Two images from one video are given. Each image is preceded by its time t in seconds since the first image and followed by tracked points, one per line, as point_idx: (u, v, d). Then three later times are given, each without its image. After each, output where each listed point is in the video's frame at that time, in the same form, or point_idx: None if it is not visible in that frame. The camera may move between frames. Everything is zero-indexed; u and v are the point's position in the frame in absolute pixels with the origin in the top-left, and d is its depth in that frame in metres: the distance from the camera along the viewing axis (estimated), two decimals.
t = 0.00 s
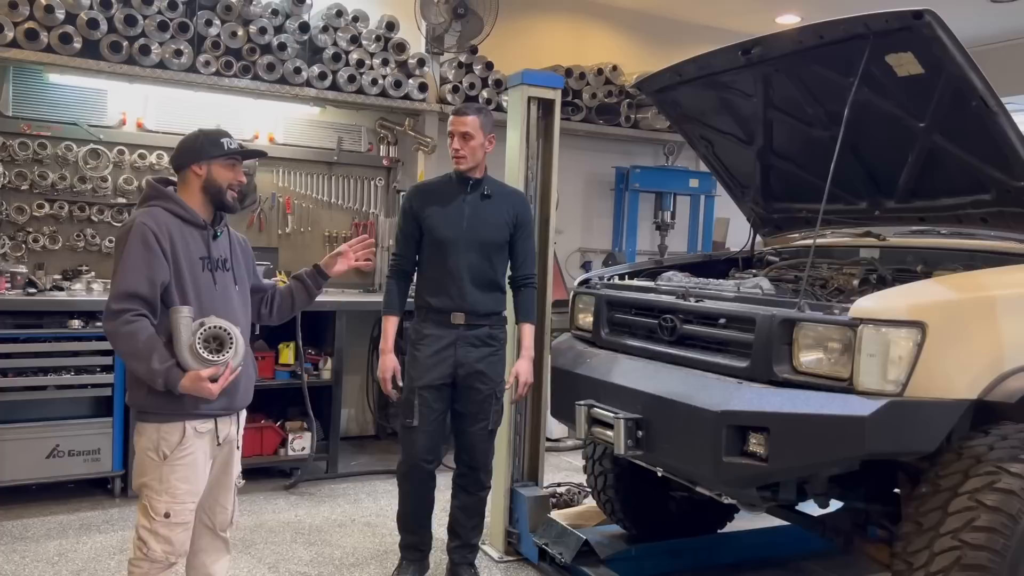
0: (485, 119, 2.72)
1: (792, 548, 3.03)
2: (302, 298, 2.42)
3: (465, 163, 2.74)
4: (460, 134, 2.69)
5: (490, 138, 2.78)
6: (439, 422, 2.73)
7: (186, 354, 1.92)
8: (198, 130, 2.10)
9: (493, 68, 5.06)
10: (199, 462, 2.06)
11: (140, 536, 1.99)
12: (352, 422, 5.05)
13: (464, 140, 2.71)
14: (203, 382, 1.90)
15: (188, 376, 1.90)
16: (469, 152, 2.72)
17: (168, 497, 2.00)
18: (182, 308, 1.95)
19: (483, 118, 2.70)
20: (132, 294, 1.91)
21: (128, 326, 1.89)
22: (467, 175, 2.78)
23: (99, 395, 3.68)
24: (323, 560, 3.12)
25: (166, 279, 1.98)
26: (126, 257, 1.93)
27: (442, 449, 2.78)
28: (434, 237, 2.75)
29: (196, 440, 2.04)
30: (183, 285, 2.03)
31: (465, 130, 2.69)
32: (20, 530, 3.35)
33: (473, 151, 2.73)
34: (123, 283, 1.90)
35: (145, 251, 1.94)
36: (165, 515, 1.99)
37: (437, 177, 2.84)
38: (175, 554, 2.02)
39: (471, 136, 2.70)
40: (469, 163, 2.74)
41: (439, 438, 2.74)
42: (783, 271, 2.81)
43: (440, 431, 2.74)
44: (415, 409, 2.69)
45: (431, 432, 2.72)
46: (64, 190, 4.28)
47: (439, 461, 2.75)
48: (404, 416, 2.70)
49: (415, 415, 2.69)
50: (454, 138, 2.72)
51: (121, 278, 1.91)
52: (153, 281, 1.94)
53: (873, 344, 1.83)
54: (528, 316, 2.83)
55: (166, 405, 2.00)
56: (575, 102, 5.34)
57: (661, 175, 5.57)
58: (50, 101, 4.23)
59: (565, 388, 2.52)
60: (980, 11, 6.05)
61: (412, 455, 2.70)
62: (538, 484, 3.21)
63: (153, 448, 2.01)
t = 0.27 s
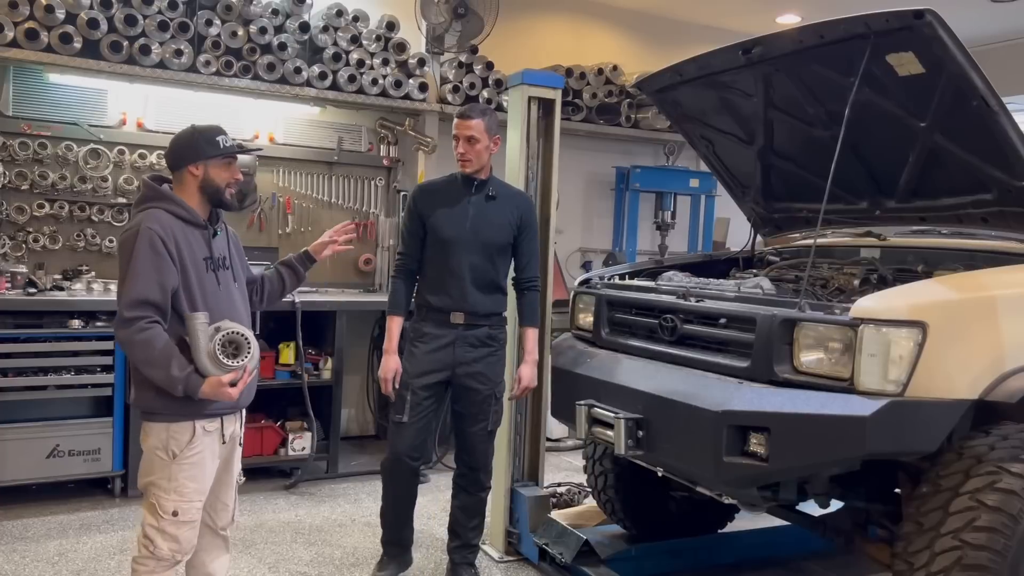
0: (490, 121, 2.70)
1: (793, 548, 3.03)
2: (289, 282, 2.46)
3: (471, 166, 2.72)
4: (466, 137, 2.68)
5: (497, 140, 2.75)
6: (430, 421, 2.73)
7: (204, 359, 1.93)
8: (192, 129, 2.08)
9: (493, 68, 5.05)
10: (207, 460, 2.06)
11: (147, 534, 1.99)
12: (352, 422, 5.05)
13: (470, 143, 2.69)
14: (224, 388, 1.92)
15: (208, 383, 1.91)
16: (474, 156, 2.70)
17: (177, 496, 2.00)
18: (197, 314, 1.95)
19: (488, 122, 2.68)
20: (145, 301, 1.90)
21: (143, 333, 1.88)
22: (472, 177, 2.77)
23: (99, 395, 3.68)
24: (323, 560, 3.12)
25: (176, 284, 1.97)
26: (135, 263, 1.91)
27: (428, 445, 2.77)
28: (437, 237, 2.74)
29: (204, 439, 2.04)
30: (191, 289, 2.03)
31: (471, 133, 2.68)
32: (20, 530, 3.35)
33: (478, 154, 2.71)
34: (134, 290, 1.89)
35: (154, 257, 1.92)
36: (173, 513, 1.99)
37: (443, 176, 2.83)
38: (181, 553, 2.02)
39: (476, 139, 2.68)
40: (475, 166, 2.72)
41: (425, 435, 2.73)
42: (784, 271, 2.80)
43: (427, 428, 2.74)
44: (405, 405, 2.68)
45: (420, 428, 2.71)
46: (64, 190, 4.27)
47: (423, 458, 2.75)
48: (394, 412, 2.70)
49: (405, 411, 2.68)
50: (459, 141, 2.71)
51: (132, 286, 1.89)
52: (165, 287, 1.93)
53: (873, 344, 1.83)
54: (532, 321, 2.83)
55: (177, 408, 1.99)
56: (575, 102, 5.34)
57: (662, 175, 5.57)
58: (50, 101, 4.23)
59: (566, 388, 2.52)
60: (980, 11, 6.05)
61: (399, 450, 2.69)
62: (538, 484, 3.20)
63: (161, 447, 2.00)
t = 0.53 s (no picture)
0: (482, 117, 2.74)
1: (793, 548, 3.02)
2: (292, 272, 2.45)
3: (460, 161, 2.73)
4: (458, 131, 2.69)
5: (487, 139, 2.79)
6: (423, 424, 2.73)
7: (206, 366, 1.93)
8: (190, 131, 2.06)
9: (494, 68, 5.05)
10: (208, 459, 2.05)
11: (150, 534, 1.99)
12: (352, 422, 5.04)
13: (461, 137, 2.71)
14: (225, 394, 1.92)
15: (210, 389, 1.91)
16: (465, 150, 2.72)
17: (179, 496, 2.00)
18: (198, 319, 1.95)
19: (482, 117, 2.72)
20: (145, 307, 1.90)
21: (144, 339, 1.88)
22: (461, 174, 2.78)
23: (99, 395, 3.68)
24: (323, 560, 3.11)
25: (176, 288, 1.96)
26: (135, 269, 1.91)
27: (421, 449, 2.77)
28: (426, 235, 2.73)
29: (206, 439, 2.04)
30: (191, 292, 2.02)
31: (462, 127, 2.70)
32: (20, 530, 3.35)
33: (469, 149, 2.73)
34: (135, 296, 1.89)
35: (154, 262, 1.92)
36: (175, 513, 1.98)
37: (430, 175, 2.83)
38: (184, 552, 2.02)
39: (468, 133, 2.71)
40: (464, 161, 2.73)
41: (419, 441, 2.74)
42: (784, 271, 2.80)
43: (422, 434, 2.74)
44: (399, 411, 2.69)
45: (414, 432, 2.71)
46: (64, 189, 4.27)
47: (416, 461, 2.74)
48: (389, 416, 2.71)
49: (400, 416, 2.69)
50: (450, 135, 2.72)
51: (133, 292, 1.89)
52: (164, 293, 1.92)
53: (874, 344, 1.83)
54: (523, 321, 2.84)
55: (179, 411, 1.99)
56: (575, 101, 5.34)
57: (662, 175, 5.56)
58: (50, 101, 4.23)
59: (566, 388, 2.52)
60: (981, 11, 6.05)
61: (393, 455, 2.70)
62: (538, 484, 3.20)
63: (163, 448, 2.00)
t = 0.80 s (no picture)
0: (465, 115, 2.74)
1: (794, 548, 3.02)
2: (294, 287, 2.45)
3: (444, 158, 2.73)
4: (441, 129, 2.69)
5: (470, 136, 2.79)
6: (411, 422, 2.73)
7: (203, 366, 1.92)
8: (203, 131, 2.06)
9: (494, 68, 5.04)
10: (208, 461, 2.05)
11: (149, 536, 1.99)
12: (352, 422, 5.04)
13: (445, 135, 2.72)
14: (221, 394, 1.91)
15: (207, 389, 1.91)
16: (448, 147, 2.72)
17: (179, 497, 1.99)
18: (196, 319, 1.94)
19: (464, 115, 2.72)
20: (143, 306, 1.90)
21: (141, 339, 1.87)
22: (444, 172, 2.77)
23: (99, 395, 3.68)
24: (323, 560, 3.11)
25: (174, 288, 1.96)
26: (133, 268, 1.91)
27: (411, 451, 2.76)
28: (411, 234, 2.73)
29: (206, 440, 2.04)
30: (190, 292, 2.02)
31: (445, 125, 2.70)
32: (20, 530, 3.34)
33: (452, 146, 2.73)
34: (132, 296, 1.89)
35: (152, 262, 1.92)
36: (175, 515, 1.98)
37: (414, 175, 2.83)
38: (185, 554, 2.01)
39: (451, 131, 2.71)
40: (448, 159, 2.73)
41: (410, 441, 2.73)
42: (785, 271, 2.79)
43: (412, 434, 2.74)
44: (388, 412, 2.69)
45: (404, 433, 2.71)
46: (64, 189, 4.27)
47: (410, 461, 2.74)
48: (377, 417, 2.70)
49: (388, 417, 2.69)
50: (433, 133, 2.72)
51: (131, 291, 1.89)
52: (162, 292, 1.92)
53: (876, 344, 1.82)
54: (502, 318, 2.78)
55: (177, 411, 1.99)
56: (576, 102, 5.34)
57: (663, 174, 5.56)
58: (51, 101, 4.23)
59: (567, 388, 2.51)
60: (982, 10, 6.04)
61: (383, 457, 2.70)
62: (539, 484, 3.19)
63: (163, 450, 2.00)
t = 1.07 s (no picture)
0: (450, 112, 2.73)
1: (795, 548, 3.02)
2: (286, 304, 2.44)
3: (431, 156, 2.73)
4: (426, 126, 2.69)
5: (455, 133, 2.79)
6: (408, 423, 2.73)
7: (200, 365, 1.92)
8: (207, 129, 2.06)
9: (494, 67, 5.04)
10: (209, 462, 2.05)
11: (150, 537, 1.98)
12: (353, 422, 5.04)
13: (430, 133, 2.71)
14: (217, 394, 1.91)
15: (202, 389, 1.91)
16: (434, 145, 2.72)
17: (180, 499, 1.99)
18: (194, 318, 1.94)
19: (448, 111, 2.71)
20: (141, 305, 1.89)
21: (139, 338, 1.87)
22: (433, 170, 2.77)
23: (99, 395, 3.67)
24: (324, 560, 3.11)
25: (173, 287, 1.95)
26: (132, 267, 1.90)
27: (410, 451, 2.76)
28: (402, 235, 2.73)
29: (207, 441, 2.03)
30: (189, 291, 2.01)
31: (430, 122, 2.69)
32: (20, 530, 3.34)
33: (438, 144, 2.73)
34: (131, 294, 1.88)
35: (151, 261, 1.91)
36: (176, 517, 1.98)
37: (403, 175, 2.82)
38: (185, 556, 2.01)
39: (436, 128, 2.70)
40: (434, 157, 2.73)
41: (408, 441, 2.73)
42: (786, 271, 2.79)
43: (410, 435, 2.74)
44: (384, 413, 2.69)
45: (402, 434, 2.71)
46: (65, 189, 4.27)
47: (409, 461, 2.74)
48: (374, 418, 2.70)
49: (385, 418, 2.68)
50: (418, 131, 2.73)
51: (129, 290, 1.89)
52: (161, 291, 1.92)
53: (877, 343, 1.82)
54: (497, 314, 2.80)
55: (175, 411, 1.98)
56: (576, 101, 5.34)
57: (663, 174, 5.55)
58: (51, 101, 4.23)
59: (567, 388, 2.51)
60: (983, 10, 6.04)
61: (382, 457, 2.69)
62: (539, 485, 3.19)
63: (164, 451, 1.99)
